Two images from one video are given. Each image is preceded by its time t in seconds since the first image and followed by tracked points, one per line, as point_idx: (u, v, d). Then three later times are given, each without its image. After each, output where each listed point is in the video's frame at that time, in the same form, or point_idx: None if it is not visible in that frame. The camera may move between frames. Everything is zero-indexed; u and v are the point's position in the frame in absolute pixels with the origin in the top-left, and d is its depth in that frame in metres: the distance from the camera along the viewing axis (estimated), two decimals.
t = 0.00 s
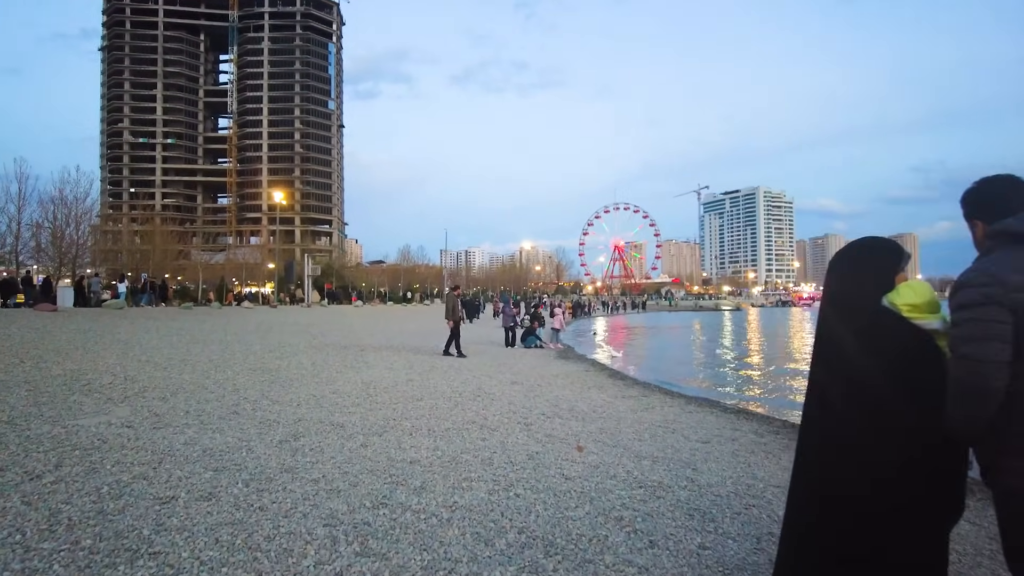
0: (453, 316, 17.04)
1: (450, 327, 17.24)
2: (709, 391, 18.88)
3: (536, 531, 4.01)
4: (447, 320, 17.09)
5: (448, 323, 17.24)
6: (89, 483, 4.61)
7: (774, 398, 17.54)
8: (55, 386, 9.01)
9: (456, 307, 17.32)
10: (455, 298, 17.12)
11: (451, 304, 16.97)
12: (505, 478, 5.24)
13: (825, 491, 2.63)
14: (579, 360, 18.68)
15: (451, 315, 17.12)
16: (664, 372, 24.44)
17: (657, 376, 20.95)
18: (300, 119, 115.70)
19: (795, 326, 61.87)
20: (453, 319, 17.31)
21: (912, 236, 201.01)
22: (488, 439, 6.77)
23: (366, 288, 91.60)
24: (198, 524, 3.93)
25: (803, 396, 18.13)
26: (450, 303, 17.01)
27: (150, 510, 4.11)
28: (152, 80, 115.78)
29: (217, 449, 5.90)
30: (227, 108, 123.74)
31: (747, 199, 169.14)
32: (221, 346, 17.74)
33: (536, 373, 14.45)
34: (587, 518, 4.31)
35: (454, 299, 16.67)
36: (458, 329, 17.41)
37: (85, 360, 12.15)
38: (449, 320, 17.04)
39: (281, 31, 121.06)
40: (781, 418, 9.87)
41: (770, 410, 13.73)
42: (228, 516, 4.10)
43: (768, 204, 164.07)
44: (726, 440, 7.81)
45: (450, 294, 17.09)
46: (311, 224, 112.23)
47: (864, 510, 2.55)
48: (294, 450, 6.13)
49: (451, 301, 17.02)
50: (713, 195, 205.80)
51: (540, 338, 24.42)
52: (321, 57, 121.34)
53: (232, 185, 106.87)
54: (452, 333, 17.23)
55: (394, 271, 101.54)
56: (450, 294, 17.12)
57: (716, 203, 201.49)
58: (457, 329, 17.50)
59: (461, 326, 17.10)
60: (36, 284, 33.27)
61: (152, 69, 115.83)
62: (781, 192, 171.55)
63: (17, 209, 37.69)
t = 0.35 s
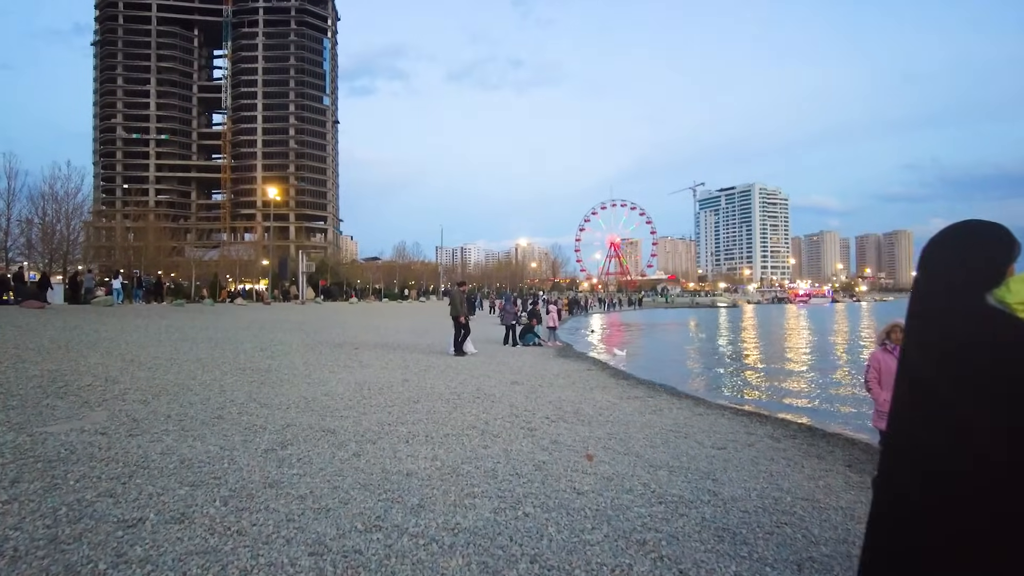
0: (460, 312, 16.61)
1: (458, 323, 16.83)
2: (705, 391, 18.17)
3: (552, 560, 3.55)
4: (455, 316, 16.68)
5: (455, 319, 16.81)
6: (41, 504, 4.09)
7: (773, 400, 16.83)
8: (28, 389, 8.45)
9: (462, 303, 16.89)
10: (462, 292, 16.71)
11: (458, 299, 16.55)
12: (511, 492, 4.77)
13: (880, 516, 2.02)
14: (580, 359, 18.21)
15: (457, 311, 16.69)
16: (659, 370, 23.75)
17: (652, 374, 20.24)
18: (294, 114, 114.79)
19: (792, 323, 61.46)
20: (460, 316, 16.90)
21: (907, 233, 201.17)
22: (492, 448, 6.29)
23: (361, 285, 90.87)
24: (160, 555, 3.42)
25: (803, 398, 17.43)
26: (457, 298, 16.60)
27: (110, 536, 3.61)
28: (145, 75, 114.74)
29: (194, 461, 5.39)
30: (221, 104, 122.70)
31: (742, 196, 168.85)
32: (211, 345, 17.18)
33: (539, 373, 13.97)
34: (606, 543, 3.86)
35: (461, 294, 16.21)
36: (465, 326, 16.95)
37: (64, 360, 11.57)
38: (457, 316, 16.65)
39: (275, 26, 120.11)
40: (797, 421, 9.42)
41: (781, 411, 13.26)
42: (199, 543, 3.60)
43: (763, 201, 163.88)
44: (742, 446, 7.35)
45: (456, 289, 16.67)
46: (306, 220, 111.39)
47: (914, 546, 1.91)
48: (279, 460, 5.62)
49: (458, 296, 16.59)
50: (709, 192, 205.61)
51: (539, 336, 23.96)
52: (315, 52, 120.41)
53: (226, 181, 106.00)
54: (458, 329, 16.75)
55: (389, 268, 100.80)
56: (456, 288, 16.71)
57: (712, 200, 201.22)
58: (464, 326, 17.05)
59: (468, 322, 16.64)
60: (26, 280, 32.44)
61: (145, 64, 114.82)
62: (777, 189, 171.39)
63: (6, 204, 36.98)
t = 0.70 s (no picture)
0: (458, 316, 16.09)
1: (456, 328, 16.32)
2: (688, 395, 17.66)
3: None
4: (453, 321, 16.18)
5: (453, 324, 16.28)
6: None
7: (755, 406, 16.33)
8: None
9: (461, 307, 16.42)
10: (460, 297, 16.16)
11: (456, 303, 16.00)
12: (507, 522, 4.35)
13: None
14: (569, 363, 17.82)
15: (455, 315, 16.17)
16: (640, 373, 23.21)
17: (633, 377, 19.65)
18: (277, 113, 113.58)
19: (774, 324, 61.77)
20: (458, 320, 16.40)
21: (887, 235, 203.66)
22: (483, 465, 5.90)
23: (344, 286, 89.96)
24: None
25: (788, 404, 17.14)
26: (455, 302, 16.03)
27: None
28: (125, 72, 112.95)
29: (158, 484, 4.91)
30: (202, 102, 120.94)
31: (725, 197, 170.01)
32: (186, 349, 16.55)
33: (528, 379, 13.57)
34: None
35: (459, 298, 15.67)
36: (462, 331, 16.42)
37: (28, 367, 10.96)
38: (455, 321, 16.11)
39: (258, 24, 118.87)
40: (796, 430, 9.11)
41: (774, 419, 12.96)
42: None
43: (746, 203, 165.27)
44: (746, 460, 7.00)
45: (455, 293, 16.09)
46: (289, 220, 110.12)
47: None
48: (252, 482, 5.17)
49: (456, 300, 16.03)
50: (692, 193, 206.42)
51: (526, 339, 23.60)
52: (299, 50, 119.26)
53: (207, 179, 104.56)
54: (456, 335, 16.21)
55: (374, 268, 99.93)
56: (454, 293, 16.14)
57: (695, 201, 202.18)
58: (460, 331, 16.54)
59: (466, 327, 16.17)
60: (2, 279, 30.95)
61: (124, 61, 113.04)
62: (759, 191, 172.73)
63: None
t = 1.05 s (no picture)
0: (450, 317, 15.53)
1: (447, 330, 15.72)
2: (671, 397, 17.27)
3: None
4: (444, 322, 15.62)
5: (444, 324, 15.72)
6: None
7: (740, 408, 15.90)
8: None
9: (453, 308, 15.87)
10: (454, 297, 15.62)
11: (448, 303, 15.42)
12: (500, 544, 3.85)
13: None
14: (557, 364, 17.31)
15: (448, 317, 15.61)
16: (621, 375, 22.80)
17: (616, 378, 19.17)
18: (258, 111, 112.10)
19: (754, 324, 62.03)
20: (451, 322, 15.84)
21: (864, 236, 206.19)
22: (471, 476, 5.40)
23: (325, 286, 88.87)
24: None
25: (774, 405, 16.85)
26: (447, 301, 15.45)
27: None
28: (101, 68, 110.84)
29: (103, 501, 4.33)
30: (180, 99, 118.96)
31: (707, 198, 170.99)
32: (157, 349, 15.85)
33: (517, 380, 13.09)
34: None
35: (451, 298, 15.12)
36: (456, 331, 15.81)
37: None
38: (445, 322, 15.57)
39: (238, 21, 117.33)
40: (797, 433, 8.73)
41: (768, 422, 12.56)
42: None
43: (727, 204, 166.32)
44: (749, 466, 6.60)
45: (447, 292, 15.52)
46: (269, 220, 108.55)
47: None
48: (213, 498, 4.60)
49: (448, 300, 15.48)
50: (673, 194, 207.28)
51: (511, 339, 23.10)
52: (280, 48, 117.85)
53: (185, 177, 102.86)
54: (449, 335, 15.59)
55: (356, 268, 98.83)
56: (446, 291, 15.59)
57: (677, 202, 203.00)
58: (454, 332, 15.94)
59: (458, 328, 15.58)
60: None
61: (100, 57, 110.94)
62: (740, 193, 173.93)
63: None
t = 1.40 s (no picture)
0: (456, 316, 14.77)
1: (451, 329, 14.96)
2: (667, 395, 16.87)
3: None
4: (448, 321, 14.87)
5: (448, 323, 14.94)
6: None
7: (736, 407, 15.55)
8: None
9: (459, 308, 14.91)
10: (462, 296, 14.89)
11: (455, 301, 14.70)
12: (511, 572, 3.38)
13: None
14: (557, 363, 16.83)
15: (454, 315, 14.85)
16: (616, 373, 22.41)
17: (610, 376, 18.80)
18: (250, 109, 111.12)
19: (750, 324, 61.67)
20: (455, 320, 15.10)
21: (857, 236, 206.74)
22: (475, 486, 4.93)
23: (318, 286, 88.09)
24: None
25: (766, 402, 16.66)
26: (454, 299, 14.72)
27: None
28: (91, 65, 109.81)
29: (59, 520, 3.84)
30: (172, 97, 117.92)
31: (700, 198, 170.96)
32: (141, 348, 15.30)
33: (516, 380, 12.61)
34: None
35: (458, 296, 14.40)
36: (460, 330, 15.01)
37: None
38: (450, 321, 14.81)
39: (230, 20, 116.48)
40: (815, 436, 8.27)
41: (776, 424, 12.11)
42: None
43: (720, 204, 166.59)
44: (772, 473, 6.14)
45: (455, 290, 14.76)
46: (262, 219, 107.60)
47: None
48: (186, 513, 4.10)
49: (456, 298, 14.76)
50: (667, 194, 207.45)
51: (508, 338, 22.59)
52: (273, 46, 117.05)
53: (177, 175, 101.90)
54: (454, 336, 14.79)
55: (349, 268, 98.00)
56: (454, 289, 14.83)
57: (671, 202, 202.84)
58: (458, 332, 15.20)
59: (464, 328, 14.69)
60: None
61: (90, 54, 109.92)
62: (734, 193, 174.11)
63: None
